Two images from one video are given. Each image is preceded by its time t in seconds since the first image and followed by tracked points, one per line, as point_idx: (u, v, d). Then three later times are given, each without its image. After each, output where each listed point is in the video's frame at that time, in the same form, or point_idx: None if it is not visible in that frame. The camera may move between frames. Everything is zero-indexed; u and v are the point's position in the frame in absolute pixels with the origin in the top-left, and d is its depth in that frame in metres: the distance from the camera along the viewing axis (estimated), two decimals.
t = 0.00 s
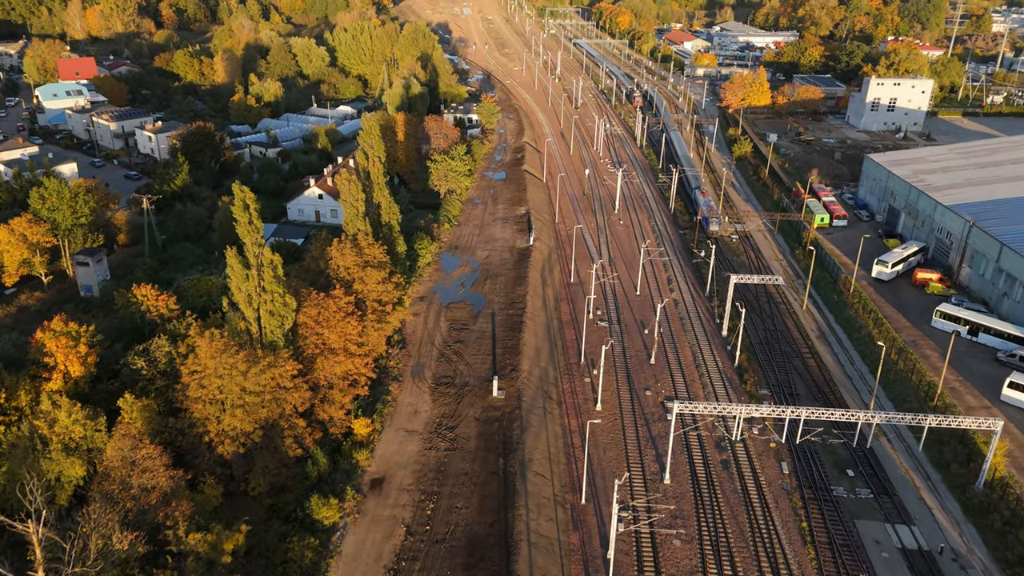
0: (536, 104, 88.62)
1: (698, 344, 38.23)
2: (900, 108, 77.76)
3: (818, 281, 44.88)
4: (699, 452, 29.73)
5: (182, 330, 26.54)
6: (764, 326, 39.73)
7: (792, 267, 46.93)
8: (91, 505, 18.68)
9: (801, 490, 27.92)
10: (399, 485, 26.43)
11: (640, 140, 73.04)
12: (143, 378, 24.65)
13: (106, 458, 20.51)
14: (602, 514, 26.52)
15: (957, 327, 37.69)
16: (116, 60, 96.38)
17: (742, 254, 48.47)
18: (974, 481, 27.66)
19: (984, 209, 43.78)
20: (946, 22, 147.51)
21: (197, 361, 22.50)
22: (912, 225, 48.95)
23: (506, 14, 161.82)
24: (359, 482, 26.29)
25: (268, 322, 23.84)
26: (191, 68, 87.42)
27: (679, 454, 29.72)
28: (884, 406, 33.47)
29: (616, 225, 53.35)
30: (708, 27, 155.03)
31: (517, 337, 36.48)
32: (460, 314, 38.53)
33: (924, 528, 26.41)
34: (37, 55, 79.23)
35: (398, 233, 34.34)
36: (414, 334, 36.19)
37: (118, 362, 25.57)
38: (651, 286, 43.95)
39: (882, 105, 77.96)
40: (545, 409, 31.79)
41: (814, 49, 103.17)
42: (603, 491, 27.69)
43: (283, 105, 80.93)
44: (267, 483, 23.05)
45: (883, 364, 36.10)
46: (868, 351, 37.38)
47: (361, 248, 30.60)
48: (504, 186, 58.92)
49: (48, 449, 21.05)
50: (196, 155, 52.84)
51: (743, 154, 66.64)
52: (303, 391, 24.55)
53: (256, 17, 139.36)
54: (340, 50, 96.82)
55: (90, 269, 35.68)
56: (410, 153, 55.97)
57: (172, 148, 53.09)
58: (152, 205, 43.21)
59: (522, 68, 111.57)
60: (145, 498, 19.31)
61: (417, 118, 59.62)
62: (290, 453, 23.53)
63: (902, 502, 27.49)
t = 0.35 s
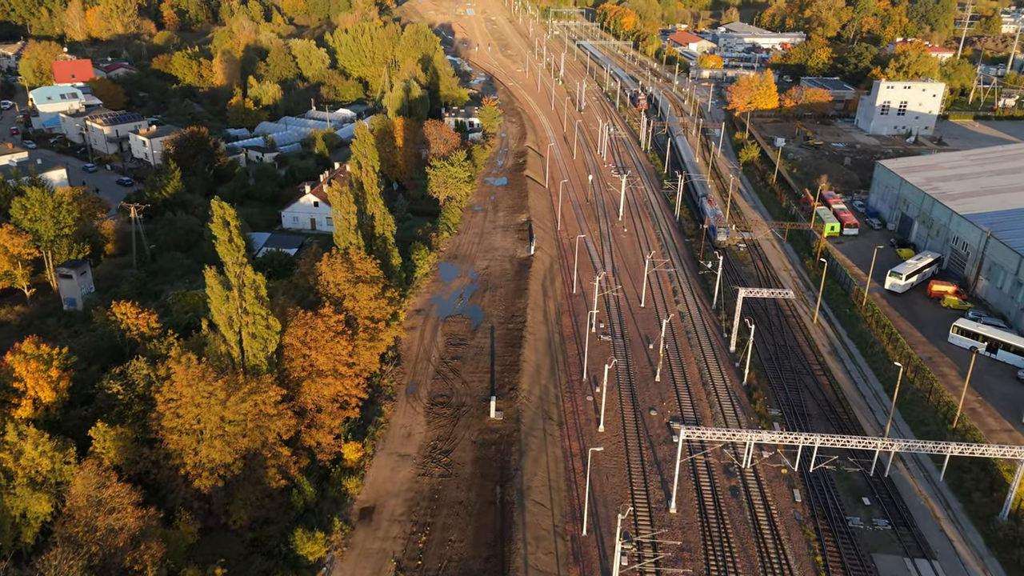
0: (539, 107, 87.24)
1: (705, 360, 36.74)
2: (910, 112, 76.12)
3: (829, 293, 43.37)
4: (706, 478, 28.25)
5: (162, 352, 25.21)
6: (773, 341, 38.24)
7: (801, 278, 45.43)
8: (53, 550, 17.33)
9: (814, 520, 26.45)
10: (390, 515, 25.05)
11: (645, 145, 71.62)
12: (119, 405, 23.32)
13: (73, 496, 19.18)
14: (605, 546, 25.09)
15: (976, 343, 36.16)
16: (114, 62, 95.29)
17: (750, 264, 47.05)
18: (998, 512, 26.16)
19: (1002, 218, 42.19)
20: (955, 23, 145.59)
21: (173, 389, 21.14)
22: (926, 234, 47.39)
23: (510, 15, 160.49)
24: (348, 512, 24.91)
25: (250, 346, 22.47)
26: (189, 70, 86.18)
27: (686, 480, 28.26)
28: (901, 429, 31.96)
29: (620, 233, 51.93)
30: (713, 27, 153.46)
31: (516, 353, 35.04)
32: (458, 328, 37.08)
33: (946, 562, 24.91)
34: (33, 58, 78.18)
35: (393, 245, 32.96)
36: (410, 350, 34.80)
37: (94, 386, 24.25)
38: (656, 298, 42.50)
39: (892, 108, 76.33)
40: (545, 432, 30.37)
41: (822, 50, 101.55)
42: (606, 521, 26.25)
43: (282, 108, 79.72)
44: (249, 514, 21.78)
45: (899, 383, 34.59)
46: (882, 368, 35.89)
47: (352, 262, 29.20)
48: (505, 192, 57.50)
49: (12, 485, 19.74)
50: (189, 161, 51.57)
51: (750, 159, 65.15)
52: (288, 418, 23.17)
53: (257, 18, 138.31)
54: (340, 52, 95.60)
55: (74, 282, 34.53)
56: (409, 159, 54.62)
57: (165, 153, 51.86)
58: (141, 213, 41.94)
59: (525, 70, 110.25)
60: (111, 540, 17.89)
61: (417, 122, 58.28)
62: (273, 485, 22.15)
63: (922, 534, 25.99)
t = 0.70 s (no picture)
0: (542, 110, 85.86)
1: (712, 377, 35.28)
2: (921, 116, 74.46)
3: (841, 306, 41.86)
4: (714, 507, 26.81)
5: (139, 375, 23.97)
6: (783, 357, 36.78)
7: (811, 290, 43.93)
8: None
9: (829, 553, 24.98)
10: (380, 549, 23.65)
11: (649, 149, 70.25)
12: (92, 433, 22.05)
13: (34, 538, 17.86)
14: None
15: (996, 361, 34.62)
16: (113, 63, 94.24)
17: (758, 275, 45.63)
18: None
19: (1021, 229, 40.57)
20: (964, 24, 143.58)
21: (145, 420, 19.80)
22: (940, 244, 45.83)
23: (513, 15, 159.06)
24: (335, 546, 23.54)
25: (229, 372, 21.11)
26: (187, 71, 85.01)
27: (693, 509, 26.82)
28: (919, 454, 30.44)
29: (624, 241, 50.54)
30: (719, 28, 151.82)
31: (516, 371, 33.63)
32: (455, 344, 35.63)
33: None
34: (29, 60, 77.17)
35: (387, 258, 31.71)
36: (404, 367, 33.42)
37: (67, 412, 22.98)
38: (661, 311, 41.08)
39: (902, 112, 74.66)
40: (545, 456, 28.96)
41: (830, 52, 99.86)
42: (609, 554, 24.82)
43: (281, 111, 78.52)
44: (228, 552, 20.15)
45: (915, 404, 33.07)
46: (897, 387, 34.44)
47: (342, 279, 27.83)
48: (506, 199, 56.10)
49: None
50: (181, 167, 50.32)
51: (757, 164, 63.69)
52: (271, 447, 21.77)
53: (259, 19, 137.20)
54: (341, 53, 94.33)
55: (56, 295, 33.28)
56: (408, 164, 53.25)
57: (157, 158, 50.63)
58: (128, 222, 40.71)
59: (528, 72, 108.88)
60: None
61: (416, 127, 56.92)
62: (253, 520, 20.73)
63: (944, 570, 24.49)
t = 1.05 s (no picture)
0: (545, 113, 84.42)
1: (720, 397, 33.79)
2: (932, 120, 72.80)
3: (853, 320, 40.33)
4: (723, 540, 25.35)
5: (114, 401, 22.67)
6: (793, 375, 35.27)
7: (822, 303, 42.40)
8: None
9: None
10: None
11: (654, 154, 68.79)
12: (62, 465, 20.77)
13: None
14: None
15: (1017, 381, 33.03)
16: (110, 65, 93.15)
17: (767, 287, 44.12)
18: None
19: None
20: (973, 25, 141.57)
21: (112, 456, 18.46)
22: (955, 255, 44.24)
23: (517, 16, 157.63)
24: None
25: (204, 402, 19.71)
26: (185, 74, 83.88)
27: (701, 541, 25.38)
28: (939, 481, 28.93)
29: (628, 251, 49.11)
30: (724, 29, 150.18)
31: (514, 390, 32.19)
32: (451, 360, 34.17)
33: None
34: (24, 63, 76.06)
35: (380, 272, 30.33)
36: (398, 386, 32.03)
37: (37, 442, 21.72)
38: (666, 324, 39.61)
39: (913, 116, 73.00)
40: (544, 484, 27.53)
41: (838, 54, 98.23)
42: None
43: (279, 114, 77.27)
44: None
45: (933, 427, 31.55)
46: (913, 407, 32.93)
47: (331, 296, 26.39)
48: (507, 206, 54.66)
49: None
50: (173, 173, 49.02)
51: (764, 170, 62.17)
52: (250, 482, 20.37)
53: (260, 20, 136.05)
54: (341, 54, 92.96)
55: (35, 310, 31.82)
56: (406, 170, 51.86)
57: (148, 164, 49.38)
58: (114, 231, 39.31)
59: (531, 74, 107.48)
60: None
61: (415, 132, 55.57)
62: (229, 561, 19.34)
63: None
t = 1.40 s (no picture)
0: (548, 116, 83.01)
1: (727, 417, 32.32)
2: (943, 124, 71.18)
3: (865, 335, 38.83)
4: None
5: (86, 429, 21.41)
6: (804, 394, 33.79)
7: (833, 317, 40.92)
8: None
9: None
10: None
11: (659, 159, 67.37)
12: (27, 500, 19.52)
13: None
14: None
15: None
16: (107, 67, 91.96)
17: (775, 299, 42.68)
18: None
19: None
20: (982, 26, 139.68)
21: (73, 497, 17.13)
22: (971, 266, 42.71)
23: (520, 17, 156.29)
24: None
25: (175, 437, 18.33)
26: (183, 76, 82.78)
27: None
28: (959, 511, 27.45)
29: (631, 261, 47.72)
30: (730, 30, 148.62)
31: (512, 410, 30.77)
32: (446, 378, 32.75)
33: None
34: (19, 65, 74.93)
35: (372, 287, 29.00)
36: (391, 406, 30.65)
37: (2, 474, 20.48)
38: (671, 339, 38.16)
39: (924, 120, 71.40)
40: (543, 513, 26.15)
41: (846, 56, 96.64)
42: None
43: (277, 117, 76.02)
44: None
45: (952, 451, 30.07)
46: (930, 430, 31.45)
47: (318, 316, 24.96)
48: (508, 213, 53.24)
49: None
50: (164, 180, 47.78)
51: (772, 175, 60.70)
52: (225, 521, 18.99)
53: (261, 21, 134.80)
54: (341, 56, 91.68)
55: (14, 326, 30.80)
56: (404, 176, 50.55)
57: (139, 170, 48.14)
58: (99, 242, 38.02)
59: (534, 76, 106.12)
60: None
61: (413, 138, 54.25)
62: None
63: None
